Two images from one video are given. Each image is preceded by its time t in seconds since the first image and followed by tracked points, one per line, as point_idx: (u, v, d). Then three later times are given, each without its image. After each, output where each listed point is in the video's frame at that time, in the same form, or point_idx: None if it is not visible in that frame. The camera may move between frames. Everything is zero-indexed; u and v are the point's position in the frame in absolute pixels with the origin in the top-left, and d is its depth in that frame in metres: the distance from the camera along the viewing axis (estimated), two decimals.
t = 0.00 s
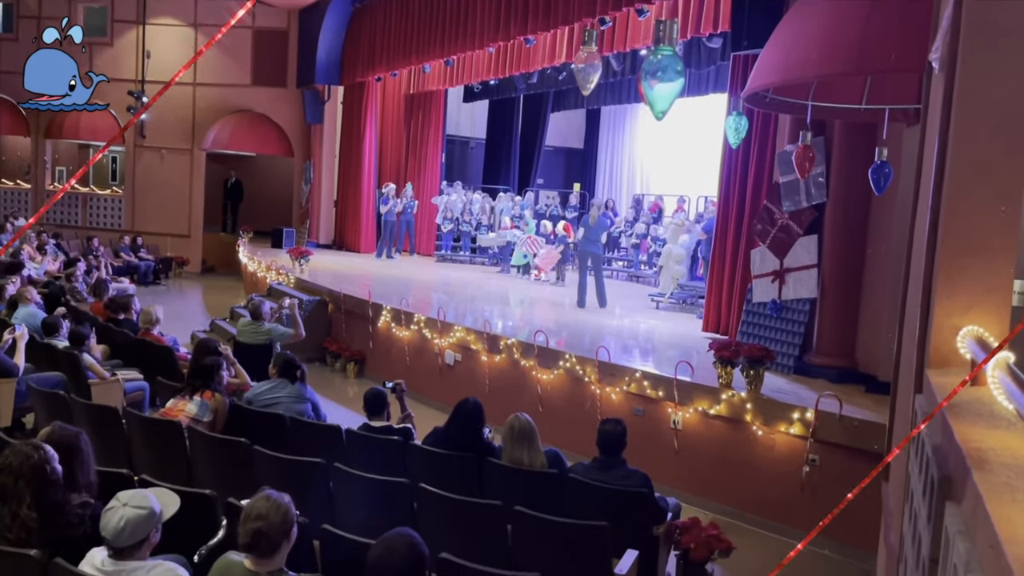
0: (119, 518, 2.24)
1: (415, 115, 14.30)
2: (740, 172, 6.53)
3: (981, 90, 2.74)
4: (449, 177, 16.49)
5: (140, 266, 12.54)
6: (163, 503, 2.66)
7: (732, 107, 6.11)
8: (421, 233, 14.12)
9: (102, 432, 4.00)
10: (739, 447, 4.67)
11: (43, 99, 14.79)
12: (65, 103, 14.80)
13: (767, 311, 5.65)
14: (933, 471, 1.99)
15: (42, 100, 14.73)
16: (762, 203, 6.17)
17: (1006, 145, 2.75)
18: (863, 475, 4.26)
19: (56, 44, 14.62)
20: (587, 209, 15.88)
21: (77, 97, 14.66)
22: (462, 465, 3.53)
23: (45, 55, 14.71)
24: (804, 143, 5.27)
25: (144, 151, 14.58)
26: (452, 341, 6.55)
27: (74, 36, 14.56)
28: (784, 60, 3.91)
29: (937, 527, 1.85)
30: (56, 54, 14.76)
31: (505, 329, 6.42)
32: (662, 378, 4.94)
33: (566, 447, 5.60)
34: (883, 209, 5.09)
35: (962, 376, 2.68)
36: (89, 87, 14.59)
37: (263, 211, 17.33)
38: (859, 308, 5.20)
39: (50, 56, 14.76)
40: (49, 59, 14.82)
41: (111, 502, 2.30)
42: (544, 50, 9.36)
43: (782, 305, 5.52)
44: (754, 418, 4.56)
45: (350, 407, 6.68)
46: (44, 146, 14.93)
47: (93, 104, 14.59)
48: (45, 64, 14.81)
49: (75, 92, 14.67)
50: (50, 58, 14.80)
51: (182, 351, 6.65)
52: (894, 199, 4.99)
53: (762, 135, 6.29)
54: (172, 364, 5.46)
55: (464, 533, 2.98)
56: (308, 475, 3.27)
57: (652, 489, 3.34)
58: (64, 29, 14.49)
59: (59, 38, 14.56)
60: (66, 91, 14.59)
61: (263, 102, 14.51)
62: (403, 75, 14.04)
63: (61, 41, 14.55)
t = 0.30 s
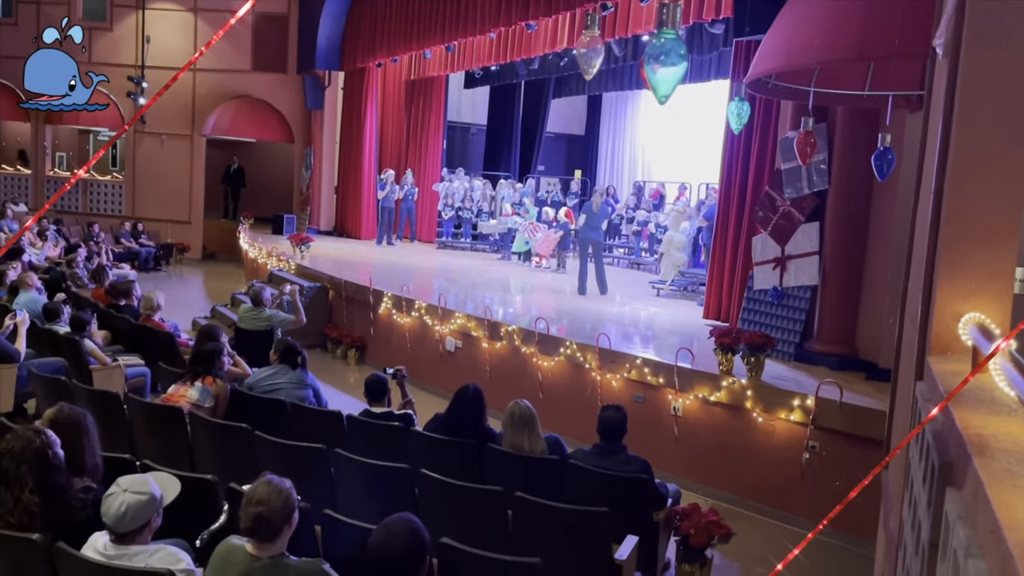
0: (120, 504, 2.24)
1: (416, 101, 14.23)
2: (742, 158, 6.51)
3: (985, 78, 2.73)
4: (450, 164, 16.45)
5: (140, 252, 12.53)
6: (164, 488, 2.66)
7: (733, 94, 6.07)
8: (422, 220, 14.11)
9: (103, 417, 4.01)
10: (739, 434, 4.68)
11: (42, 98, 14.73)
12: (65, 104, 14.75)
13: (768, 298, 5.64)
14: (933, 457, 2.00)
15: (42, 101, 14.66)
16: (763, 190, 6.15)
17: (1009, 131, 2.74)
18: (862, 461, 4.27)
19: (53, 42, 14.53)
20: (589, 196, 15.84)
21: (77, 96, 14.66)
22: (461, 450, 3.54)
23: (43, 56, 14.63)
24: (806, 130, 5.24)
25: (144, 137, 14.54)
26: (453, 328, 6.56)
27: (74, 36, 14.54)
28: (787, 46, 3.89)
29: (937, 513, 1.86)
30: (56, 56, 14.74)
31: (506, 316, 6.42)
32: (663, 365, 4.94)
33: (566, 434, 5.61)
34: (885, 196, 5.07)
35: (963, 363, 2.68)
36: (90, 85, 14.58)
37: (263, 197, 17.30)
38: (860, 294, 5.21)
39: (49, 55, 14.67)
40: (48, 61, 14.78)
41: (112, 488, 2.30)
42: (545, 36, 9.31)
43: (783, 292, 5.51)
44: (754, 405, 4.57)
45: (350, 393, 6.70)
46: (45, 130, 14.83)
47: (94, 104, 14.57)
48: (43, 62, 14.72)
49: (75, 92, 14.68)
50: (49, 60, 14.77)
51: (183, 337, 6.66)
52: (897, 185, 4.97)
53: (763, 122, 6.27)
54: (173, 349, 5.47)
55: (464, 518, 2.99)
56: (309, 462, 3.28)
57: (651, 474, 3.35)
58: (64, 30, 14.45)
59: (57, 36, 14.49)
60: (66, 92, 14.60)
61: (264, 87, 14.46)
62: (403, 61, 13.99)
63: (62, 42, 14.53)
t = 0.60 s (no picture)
0: (123, 490, 2.25)
1: (417, 89, 14.19)
2: (744, 146, 6.50)
3: (989, 67, 2.71)
4: (450, 152, 16.41)
5: (141, 240, 12.52)
6: (166, 474, 2.67)
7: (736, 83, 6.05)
8: (424, 208, 14.09)
9: (105, 404, 4.01)
10: (740, 423, 4.69)
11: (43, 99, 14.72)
12: (67, 104, 14.94)
13: (770, 287, 5.65)
14: (934, 444, 2.00)
15: (43, 102, 14.65)
16: (765, 178, 6.14)
17: (1013, 120, 2.73)
18: (862, 449, 4.28)
19: (54, 43, 14.47)
20: (590, 184, 15.80)
21: (78, 97, 14.78)
22: (463, 438, 3.55)
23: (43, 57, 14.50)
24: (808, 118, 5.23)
25: (144, 125, 14.50)
26: (454, 316, 6.56)
27: (74, 36, 14.52)
28: (790, 34, 3.87)
29: (937, 501, 1.87)
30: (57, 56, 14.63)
31: (507, 304, 6.42)
32: (664, 353, 4.95)
33: (567, 422, 5.62)
34: (887, 185, 5.06)
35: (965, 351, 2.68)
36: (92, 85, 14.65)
37: (264, 185, 17.27)
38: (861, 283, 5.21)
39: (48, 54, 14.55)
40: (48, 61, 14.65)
41: (115, 474, 2.30)
42: (547, 24, 9.26)
43: (784, 281, 5.52)
44: (755, 393, 4.57)
45: (352, 381, 6.71)
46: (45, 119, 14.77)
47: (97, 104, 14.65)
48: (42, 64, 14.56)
49: (77, 91, 14.78)
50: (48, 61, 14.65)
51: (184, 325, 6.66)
52: (900, 173, 4.96)
53: (765, 110, 6.25)
54: (174, 337, 5.48)
55: (464, 504, 3.00)
56: (312, 449, 3.29)
57: (652, 463, 3.36)
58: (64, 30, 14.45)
59: (57, 37, 14.45)
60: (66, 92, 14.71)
61: (264, 75, 14.41)
62: (404, 48, 13.95)
63: (64, 43, 14.51)
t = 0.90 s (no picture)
0: (124, 479, 2.25)
1: (417, 79, 14.15)
2: (746, 137, 6.49)
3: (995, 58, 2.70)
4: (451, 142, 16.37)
5: (142, 230, 12.51)
6: (167, 463, 2.68)
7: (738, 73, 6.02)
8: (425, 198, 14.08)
9: (106, 394, 4.01)
10: (740, 413, 4.69)
11: (43, 99, 14.71)
12: (66, 104, 14.86)
13: (771, 278, 5.65)
14: (934, 434, 2.01)
15: (43, 101, 14.63)
16: (767, 168, 6.14)
17: (1014, 111, 2.73)
18: (863, 440, 4.29)
19: (54, 43, 14.44)
20: (591, 174, 15.77)
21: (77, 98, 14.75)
22: (464, 428, 3.56)
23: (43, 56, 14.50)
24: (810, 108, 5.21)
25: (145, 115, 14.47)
26: (455, 306, 6.56)
27: (74, 36, 14.46)
28: (792, 24, 3.85)
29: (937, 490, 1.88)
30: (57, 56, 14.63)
31: (508, 295, 6.43)
32: (664, 344, 4.95)
33: (568, 412, 5.62)
34: (888, 176, 5.05)
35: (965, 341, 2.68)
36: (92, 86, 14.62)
37: (264, 176, 17.24)
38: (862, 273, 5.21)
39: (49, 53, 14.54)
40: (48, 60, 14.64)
41: (116, 464, 2.30)
42: (548, 13, 9.21)
43: (786, 271, 5.53)
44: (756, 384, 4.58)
45: (353, 371, 6.72)
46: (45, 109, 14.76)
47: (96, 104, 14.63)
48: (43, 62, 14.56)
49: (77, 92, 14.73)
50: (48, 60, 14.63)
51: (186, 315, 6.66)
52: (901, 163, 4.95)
53: (767, 99, 6.23)
54: (175, 327, 5.48)
55: (465, 493, 3.01)
56: (313, 440, 3.30)
57: (652, 453, 3.37)
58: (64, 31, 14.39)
59: (58, 38, 14.42)
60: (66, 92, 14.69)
61: (265, 65, 14.38)
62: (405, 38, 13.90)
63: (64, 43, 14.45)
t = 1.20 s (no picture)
0: (126, 471, 2.25)
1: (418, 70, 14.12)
2: (748, 129, 6.48)
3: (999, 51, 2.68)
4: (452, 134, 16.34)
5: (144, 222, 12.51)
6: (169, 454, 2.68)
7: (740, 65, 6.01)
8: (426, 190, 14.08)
9: (107, 386, 4.02)
10: (741, 406, 4.70)
11: (43, 97, 14.65)
12: (65, 104, 14.77)
13: (772, 271, 5.65)
14: (935, 426, 2.01)
15: (42, 100, 14.58)
16: (768, 160, 6.13)
17: (1017, 105, 2.71)
18: (862, 432, 4.29)
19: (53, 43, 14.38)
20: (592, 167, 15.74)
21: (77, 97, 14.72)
22: (465, 420, 3.57)
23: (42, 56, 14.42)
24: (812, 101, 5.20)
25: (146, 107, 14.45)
26: (456, 298, 6.56)
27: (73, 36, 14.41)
28: (794, 16, 3.83)
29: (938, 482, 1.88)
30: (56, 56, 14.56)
31: (508, 287, 6.43)
32: (666, 337, 4.95)
33: (569, 404, 5.63)
34: (889, 168, 5.04)
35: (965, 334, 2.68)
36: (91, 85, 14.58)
37: (265, 167, 17.23)
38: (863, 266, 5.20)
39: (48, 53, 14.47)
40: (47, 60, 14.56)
41: (118, 454, 2.30)
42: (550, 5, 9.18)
43: (786, 264, 5.53)
44: (756, 376, 4.58)
45: (354, 363, 6.74)
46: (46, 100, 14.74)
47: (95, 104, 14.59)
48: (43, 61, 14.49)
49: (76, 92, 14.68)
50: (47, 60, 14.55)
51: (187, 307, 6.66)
52: (903, 156, 4.93)
53: (769, 92, 6.22)
54: (176, 319, 5.48)
55: (466, 485, 3.02)
56: (314, 432, 3.30)
57: (652, 445, 3.38)
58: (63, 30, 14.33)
59: (57, 37, 14.36)
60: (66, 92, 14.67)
61: (265, 56, 14.35)
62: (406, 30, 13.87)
63: (63, 42, 14.39)
